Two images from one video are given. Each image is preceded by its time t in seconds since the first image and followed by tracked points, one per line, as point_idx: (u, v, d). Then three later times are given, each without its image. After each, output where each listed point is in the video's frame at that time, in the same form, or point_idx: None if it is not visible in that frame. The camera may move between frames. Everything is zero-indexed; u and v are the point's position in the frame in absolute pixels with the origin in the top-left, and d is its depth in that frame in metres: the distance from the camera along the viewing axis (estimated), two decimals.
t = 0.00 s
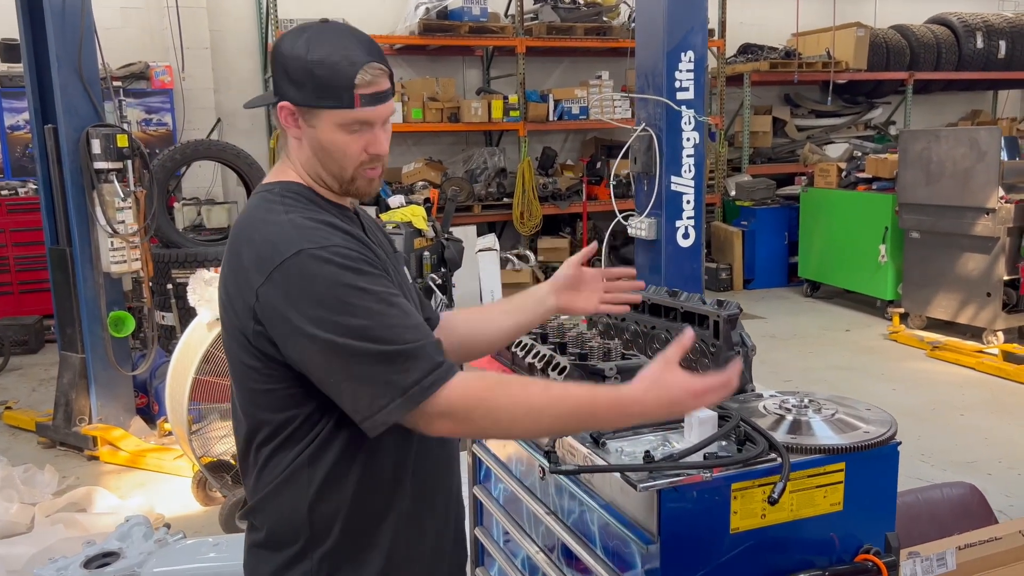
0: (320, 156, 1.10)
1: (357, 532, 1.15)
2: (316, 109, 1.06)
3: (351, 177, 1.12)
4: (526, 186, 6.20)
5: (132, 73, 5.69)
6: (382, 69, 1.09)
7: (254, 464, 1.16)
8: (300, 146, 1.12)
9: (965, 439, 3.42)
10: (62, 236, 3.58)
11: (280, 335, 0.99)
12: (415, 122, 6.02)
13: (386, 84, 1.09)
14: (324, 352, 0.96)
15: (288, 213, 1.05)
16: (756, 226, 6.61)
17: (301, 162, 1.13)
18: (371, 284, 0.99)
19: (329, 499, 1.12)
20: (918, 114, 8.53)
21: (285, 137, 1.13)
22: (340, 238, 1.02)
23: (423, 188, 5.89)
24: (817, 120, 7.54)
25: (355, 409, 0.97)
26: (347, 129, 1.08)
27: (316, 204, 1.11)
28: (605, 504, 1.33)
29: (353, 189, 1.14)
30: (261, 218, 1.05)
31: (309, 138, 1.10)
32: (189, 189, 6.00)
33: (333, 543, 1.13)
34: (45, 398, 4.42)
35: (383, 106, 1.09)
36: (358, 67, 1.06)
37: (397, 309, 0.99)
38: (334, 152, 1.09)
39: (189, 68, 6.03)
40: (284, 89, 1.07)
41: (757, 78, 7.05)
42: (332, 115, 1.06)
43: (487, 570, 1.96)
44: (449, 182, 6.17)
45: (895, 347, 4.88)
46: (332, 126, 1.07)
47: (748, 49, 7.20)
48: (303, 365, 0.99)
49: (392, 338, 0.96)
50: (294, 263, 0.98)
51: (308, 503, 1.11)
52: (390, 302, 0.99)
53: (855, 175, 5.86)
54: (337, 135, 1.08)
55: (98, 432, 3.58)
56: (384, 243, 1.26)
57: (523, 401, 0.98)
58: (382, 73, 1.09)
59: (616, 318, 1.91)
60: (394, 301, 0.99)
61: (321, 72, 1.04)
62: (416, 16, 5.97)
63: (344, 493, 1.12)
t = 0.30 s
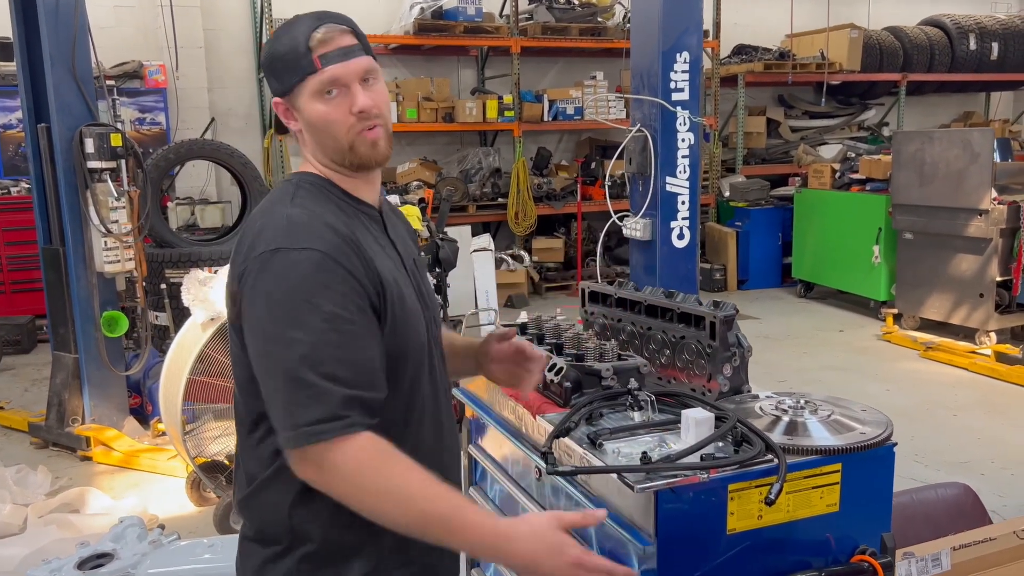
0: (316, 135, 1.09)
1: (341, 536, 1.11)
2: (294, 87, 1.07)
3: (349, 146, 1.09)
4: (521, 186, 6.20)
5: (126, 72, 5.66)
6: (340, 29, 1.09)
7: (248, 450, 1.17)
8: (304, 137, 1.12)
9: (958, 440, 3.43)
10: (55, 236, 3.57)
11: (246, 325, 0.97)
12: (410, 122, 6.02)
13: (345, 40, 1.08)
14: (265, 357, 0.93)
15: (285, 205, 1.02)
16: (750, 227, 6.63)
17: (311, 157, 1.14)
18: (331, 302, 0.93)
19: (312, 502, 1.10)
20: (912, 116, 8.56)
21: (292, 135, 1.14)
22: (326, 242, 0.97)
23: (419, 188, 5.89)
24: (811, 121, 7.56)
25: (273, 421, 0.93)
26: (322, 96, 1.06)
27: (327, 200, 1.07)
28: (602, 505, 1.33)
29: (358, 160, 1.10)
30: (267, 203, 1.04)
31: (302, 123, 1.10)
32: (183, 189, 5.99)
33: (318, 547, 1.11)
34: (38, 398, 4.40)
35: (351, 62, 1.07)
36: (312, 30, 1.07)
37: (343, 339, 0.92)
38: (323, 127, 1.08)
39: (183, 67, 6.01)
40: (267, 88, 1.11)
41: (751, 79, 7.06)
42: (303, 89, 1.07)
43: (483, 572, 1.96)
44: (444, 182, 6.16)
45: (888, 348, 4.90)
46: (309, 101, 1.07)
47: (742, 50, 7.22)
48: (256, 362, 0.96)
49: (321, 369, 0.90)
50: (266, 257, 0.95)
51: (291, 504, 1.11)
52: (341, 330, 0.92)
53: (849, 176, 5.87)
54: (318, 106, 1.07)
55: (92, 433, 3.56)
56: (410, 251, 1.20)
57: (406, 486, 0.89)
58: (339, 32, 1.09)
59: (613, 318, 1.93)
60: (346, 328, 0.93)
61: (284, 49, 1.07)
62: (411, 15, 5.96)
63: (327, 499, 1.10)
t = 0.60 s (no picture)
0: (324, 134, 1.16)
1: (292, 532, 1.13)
2: (314, 83, 1.15)
3: (348, 151, 1.14)
4: (515, 187, 6.20)
5: (118, 71, 5.63)
6: (367, 35, 1.14)
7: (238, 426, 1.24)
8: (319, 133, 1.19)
9: (949, 441, 3.45)
10: (47, 235, 3.55)
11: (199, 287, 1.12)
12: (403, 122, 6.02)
13: (368, 47, 1.14)
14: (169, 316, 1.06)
15: (258, 196, 1.12)
16: (743, 229, 6.65)
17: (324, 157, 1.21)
18: (207, 291, 1.01)
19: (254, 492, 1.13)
20: (904, 118, 8.60)
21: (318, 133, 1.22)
22: (243, 236, 1.05)
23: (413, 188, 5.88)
24: (804, 123, 7.58)
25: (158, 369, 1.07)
26: (334, 96, 1.14)
27: (304, 199, 1.14)
28: (595, 506, 1.34)
29: (349, 167, 1.15)
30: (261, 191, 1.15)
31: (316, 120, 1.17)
32: (175, 189, 5.96)
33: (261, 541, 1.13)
34: (29, 398, 4.37)
35: (367, 70, 1.13)
36: (339, 31, 1.14)
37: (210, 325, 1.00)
38: (327, 126, 1.14)
39: (176, 67, 5.99)
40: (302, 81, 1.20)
41: (744, 81, 7.07)
42: (321, 87, 1.14)
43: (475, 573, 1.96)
44: (438, 182, 6.14)
45: (880, 349, 4.92)
46: (323, 99, 1.14)
47: (735, 52, 7.24)
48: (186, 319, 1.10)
49: (176, 344, 0.99)
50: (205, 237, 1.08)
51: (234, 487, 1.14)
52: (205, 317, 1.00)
53: (841, 177, 5.89)
54: (330, 106, 1.14)
55: (83, 433, 3.55)
56: (406, 263, 1.20)
57: (184, 432, 0.94)
58: (366, 38, 1.14)
59: (606, 320, 1.93)
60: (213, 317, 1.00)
61: (313, 45, 1.15)
62: (406, 16, 5.95)
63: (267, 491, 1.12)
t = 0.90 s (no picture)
0: (346, 120, 1.15)
1: (263, 527, 1.14)
2: (354, 70, 1.15)
3: (365, 149, 1.14)
4: (509, 187, 6.20)
5: (112, 70, 5.61)
6: (421, 48, 1.18)
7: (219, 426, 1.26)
8: (333, 117, 1.18)
9: (942, 442, 3.46)
10: (39, 234, 3.54)
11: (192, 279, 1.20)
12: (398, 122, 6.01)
13: (422, 62, 1.17)
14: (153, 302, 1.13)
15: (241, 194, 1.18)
16: (737, 230, 6.66)
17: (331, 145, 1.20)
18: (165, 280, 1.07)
19: (226, 486, 1.15)
20: (897, 120, 8.63)
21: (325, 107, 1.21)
22: (207, 232, 1.11)
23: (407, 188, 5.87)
24: (798, 124, 7.60)
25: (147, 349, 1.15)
26: (375, 92, 1.13)
27: (282, 197, 1.17)
28: (587, 506, 1.34)
29: (363, 164, 1.15)
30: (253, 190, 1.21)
31: (338, 106, 1.16)
32: (169, 189, 5.94)
33: (234, 534, 1.16)
34: (21, 398, 4.36)
35: (414, 83, 1.15)
36: (399, 36, 1.16)
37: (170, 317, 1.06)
38: (356, 116, 1.14)
39: (170, 66, 5.97)
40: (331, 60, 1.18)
41: (738, 83, 7.08)
42: (362, 77, 1.14)
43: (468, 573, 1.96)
44: (432, 182, 6.14)
45: (873, 350, 4.93)
46: (360, 89, 1.14)
47: (730, 53, 7.26)
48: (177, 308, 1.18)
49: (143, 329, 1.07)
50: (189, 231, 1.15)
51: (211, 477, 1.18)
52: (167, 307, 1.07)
53: (835, 179, 5.90)
54: (365, 98, 1.13)
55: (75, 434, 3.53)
56: (382, 267, 1.19)
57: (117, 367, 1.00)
58: (421, 51, 1.18)
59: (599, 320, 1.93)
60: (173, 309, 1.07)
61: (367, 35, 1.15)
62: (400, 16, 5.94)
63: (235, 483, 1.14)
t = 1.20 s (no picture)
0: (381, 145, 1.14)
1: (270, 537, 1.12)
2: (400, 98, 1.13)
3: (396, 175, 1.16)
4: (505, 188, 6.18)
5: (106, 70, 5.59)
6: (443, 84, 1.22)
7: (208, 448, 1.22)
8: (358, 130, 1.14)
9: (937, 443, 3.47)
10: (33, 234, 3.53)
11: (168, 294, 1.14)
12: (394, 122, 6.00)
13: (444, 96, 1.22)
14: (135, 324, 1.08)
15: (216, 201, 1.13)
16: (733, 231, 6.67)
17: (338, 153, 1.15)
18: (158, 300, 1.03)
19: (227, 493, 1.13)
20: (893, 121, 8.65)
21: (334, 107, 1.14)
22: (193, 244, 1.06)
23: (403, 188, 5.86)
24: (794, 125, 7.61)
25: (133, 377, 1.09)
26: (415, 126, 1.15)
27: (264, 201, 1.14)
28: (582, 508, 1.33)
29: (390, 190, 1.17)
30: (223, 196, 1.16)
31: (373, 125, 1.13)
32: (164, 189, 5.92)
33: (235, 541, 1.13)
34: (15, 398, 4.34)
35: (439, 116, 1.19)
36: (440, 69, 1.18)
37: (170, 338, 1.02)
38: (395, 144, 1.14)
39: (165, 66, 5.95)
40: (364, 71, 1.12)
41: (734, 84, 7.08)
42: (410, 107, 1.14)
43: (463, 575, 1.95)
44: (428, 182, 6.14)
45: (869, 351, 4.94)
46: (406, 119, 1.14)
47: (725, 54, 7.27)
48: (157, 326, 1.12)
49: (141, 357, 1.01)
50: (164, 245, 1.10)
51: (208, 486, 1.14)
52: (167, 328, 1.02)
53: (830, 180, 5.91)
54: (405, 127, 1.14)
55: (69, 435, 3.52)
56: (373, 266, 1.19)
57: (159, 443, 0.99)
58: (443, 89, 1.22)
59: (594, 322, 1.93)
60: (172, 329, 1.02)
61: (416, 63, 1.14)
62: (396, 16, 5.94)
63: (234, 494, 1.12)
